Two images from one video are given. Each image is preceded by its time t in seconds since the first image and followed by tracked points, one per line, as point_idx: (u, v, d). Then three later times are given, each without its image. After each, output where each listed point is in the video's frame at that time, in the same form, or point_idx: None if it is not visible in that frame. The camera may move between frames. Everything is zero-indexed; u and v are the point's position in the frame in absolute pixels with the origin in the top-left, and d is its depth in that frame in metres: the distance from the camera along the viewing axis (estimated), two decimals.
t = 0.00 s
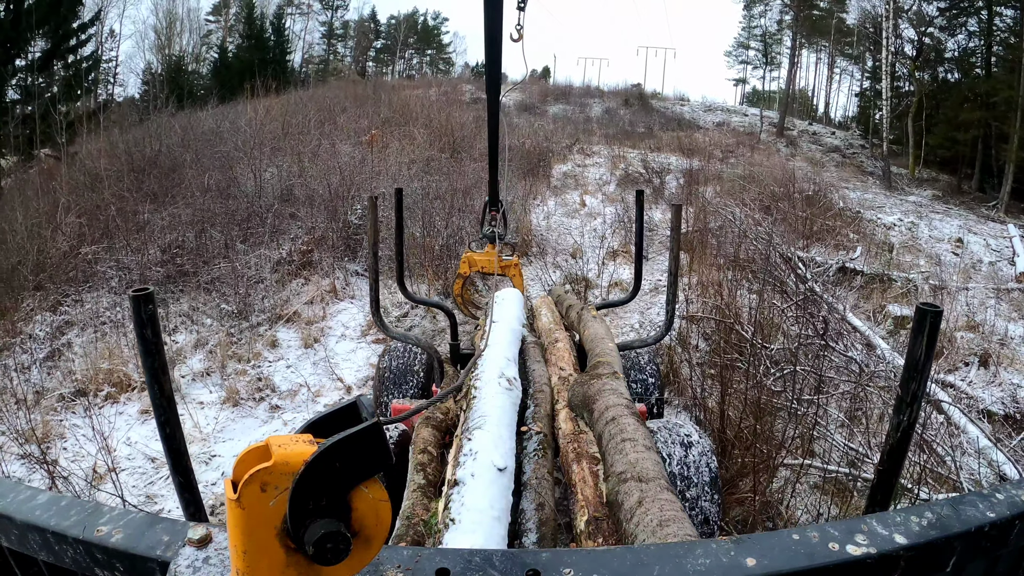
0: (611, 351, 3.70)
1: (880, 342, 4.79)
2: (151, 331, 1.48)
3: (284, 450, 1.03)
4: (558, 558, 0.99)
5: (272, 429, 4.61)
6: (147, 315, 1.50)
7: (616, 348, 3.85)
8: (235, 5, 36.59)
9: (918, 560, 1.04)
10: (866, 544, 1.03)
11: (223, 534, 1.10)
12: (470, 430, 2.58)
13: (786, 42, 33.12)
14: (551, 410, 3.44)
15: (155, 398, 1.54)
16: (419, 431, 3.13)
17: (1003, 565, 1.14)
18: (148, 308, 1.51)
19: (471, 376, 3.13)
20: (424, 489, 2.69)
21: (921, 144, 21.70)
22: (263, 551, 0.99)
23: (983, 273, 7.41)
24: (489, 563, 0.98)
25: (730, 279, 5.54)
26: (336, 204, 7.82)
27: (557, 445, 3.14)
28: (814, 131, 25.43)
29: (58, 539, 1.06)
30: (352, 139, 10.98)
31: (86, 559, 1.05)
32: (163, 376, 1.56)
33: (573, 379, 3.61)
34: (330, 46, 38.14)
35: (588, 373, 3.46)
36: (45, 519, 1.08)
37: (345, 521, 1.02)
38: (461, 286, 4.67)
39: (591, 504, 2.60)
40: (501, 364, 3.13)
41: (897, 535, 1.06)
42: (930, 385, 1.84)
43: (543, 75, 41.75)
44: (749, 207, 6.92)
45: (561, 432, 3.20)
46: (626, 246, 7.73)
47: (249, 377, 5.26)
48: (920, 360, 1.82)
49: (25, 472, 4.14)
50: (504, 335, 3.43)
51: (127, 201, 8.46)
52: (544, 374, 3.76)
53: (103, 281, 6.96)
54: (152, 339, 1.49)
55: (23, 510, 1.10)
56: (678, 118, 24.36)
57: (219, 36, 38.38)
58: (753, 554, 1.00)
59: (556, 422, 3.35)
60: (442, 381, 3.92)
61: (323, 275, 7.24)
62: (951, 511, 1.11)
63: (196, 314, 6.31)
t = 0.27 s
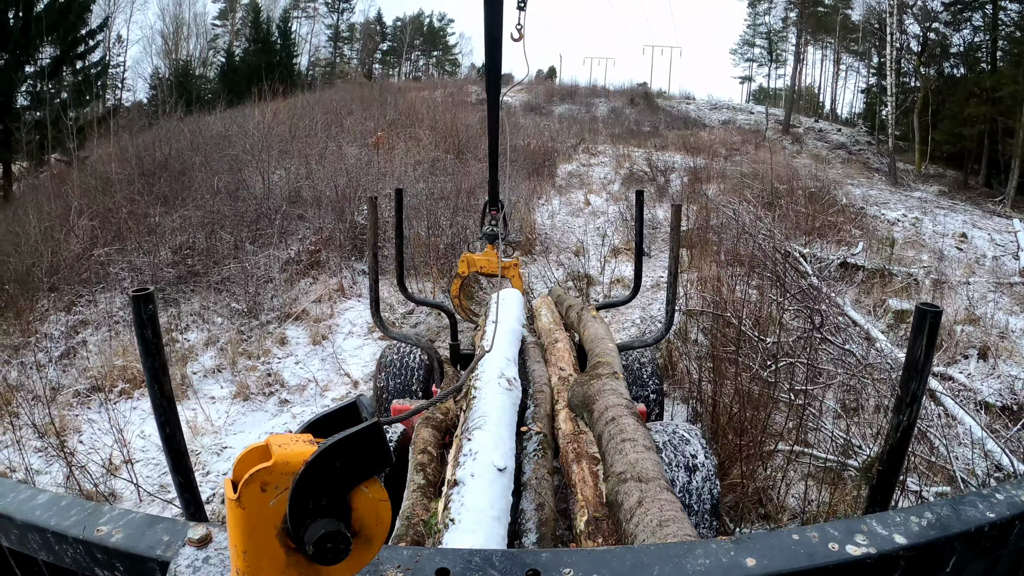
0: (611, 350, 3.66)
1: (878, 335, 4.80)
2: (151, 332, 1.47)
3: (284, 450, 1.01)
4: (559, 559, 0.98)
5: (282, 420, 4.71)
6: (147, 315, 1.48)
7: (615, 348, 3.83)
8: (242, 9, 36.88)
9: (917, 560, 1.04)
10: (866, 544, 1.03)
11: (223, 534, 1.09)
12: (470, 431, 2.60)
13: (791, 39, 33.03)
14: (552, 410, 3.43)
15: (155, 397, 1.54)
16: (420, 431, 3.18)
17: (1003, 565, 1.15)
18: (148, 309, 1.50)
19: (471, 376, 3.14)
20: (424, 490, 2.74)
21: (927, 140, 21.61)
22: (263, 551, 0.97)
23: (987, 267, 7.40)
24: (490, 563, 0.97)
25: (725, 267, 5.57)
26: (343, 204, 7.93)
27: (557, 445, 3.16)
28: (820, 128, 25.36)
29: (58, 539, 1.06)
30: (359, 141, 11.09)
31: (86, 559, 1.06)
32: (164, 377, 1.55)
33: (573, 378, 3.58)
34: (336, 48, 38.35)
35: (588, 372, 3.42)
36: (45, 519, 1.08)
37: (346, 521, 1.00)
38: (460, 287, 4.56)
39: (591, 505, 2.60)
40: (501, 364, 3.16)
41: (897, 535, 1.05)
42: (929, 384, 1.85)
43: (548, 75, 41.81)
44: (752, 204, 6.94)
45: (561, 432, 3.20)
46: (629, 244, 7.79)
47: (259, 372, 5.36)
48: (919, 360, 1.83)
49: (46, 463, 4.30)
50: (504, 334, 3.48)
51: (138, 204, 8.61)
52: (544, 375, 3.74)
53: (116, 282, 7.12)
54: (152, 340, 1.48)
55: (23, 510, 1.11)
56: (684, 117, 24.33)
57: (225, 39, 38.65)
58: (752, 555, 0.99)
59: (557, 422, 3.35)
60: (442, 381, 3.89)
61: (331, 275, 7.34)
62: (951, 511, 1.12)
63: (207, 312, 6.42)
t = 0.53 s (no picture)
0: (611, 350, 3.69)
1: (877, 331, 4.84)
2: (151, 331, 1.45)
3: (284, 450, 1.05)
4: (558, 559, 1.02)
5: (290, 413, 4.81)
6: (147, 315, 1.47)
7: (616, 348, 3.85)
8: (250, 12, 37.13)
9: (916, 560, 1.08)
10: (866, 544, 1.06)
11: (223, 534, 1.13)
12: (470, 430, 2.64)
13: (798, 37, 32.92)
14: (551, 410, 3.41)
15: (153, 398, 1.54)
16: (419, 431, 3.15)
17: (1001, 565, 1.19)
18: (148, 308, 1.48)
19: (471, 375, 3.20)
20: (424, 489, 2.70)
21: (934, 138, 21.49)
22: (263, 551, 1.01)
23: (993, 264, 7.38)
24: (489, 563, 1.00)
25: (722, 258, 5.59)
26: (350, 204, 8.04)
27: (557, 445, 3.13)
28: (827, 127, 25.26)
29: (58, 538, 1.10)
30: (367, 143, 11.18)
31: (86, 559, 1.09)
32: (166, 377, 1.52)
33: (573, 378, 3.59)
34: (344, 50, 38.54)
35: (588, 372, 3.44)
36: (45, 519, 1.12)
37: (346, 521, 1.04)
38: (461, 290, 4.57)
39: (590, 504, 2.56)
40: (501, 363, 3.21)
41: (897, 535, 1.09)
42: (929, 384, 1.85)
43: (556, 76, 41.84)
44: (756, 203, 6.95)
45: (560, 432, 3.17)
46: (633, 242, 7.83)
47: (268, 367, 5.46)
48: (919, 360, 1.85)
49: (65, 449, 4.48)
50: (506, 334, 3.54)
51: (150, 206, 8.74)
52: (544, 374, 3.74)
53: (128, 281, 7.24)
54: (152, 339, 1.45)
55: (22, 510, 1.14)
56: (690, 116, 24.28)
57: (233, 42, 38.90)
58: (752, 555, 1.02)
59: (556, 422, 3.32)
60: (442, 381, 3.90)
61: (339, 273, 7.43)
62: (950, 511, 1.16)
63: (218, 310, 6.52)
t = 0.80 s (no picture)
0: (611, 351, 3.65)
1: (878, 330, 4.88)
2: (150, 331, 1.53)
3: (283, 450, 1.04)
4: (558, 559, 1.04)
5: (300, 405, 4.91)
6: (147, 314, 1.55)
7: (616, 348, 3.82)
8: (261, 13, 37.46)
9: (917, 560, 1.07)
10: (866, 544, 1.06)
11: (222, 534, 1.15)
12: (469, 429, 2.71)
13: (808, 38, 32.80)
14: (551, 410, 3.42)
15: (155, 399, 1.61)
16: (419, 431, 3.16)
17: (1007, 566, 1.17)
18: (148, 307, 1.56)
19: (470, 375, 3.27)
20: (424, 489, 2.73)
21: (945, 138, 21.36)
22: (264, 551, 1.01)
23: (1000, 265, 7.37)
24: (489, 563, 1.03)
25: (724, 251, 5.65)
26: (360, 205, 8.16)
27: (557, 445, 3.13)
28: (837, 128, 25.17)
29: (58, 538, 1.11)
30: (377, 143, 11.28)
31: (86, 559, 1.10)
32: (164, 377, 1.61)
33: (573, 378, 3.59)
34: (354, 51, 38.77)
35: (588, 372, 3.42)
36: (46, 520, 1.13)
37: (346, 521, 1.03)
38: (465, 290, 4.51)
39: (591, 504, 2.54)
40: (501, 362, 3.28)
41: (897, 535, 1.09)
42: (928, 385, 1.92)
43: (565, 77, 41.91)
44: (762, 203, 6.96)
45: (561, 432, 3.17)
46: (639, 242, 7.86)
47: (279, 360, 5.58)
48: (919, 360, 1.91)
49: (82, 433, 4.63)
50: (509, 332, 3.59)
51: (163, 204, 8.90)
52: (544, 374, 3.76)
53: (142, 278, 7.40)
54: (153, 340, 1.53)
55: (23, 510, 1.15)
56: (699, 117, 24.27)
57: (244, 44, 39.23)
58: (752, 555, 1.04)
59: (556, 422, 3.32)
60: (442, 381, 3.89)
61: (347, 270, 7.53)
62: (952, 512, 1.15)
63: (230, 306, 6.66)
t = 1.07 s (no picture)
0: (611, 350, 3.64)
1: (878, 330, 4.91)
2: (150, 331, 1.53)
3: (283, 449, 1.03)
4: (558, 559, 1.01)
5: (310, 395, 5.03)
6: (146, 315, 1.56)
7: (615, 348, 3.81)
8: (273, 13, 37.77)
9: (917, 560, 1.05)
10: (865, 544, 1.04)
11: (223, 534, 1.12)
12: (470, 430, 2.72)
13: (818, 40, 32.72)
14: (552, 409, 3.44)
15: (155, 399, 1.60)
16: (419, 431, 3.21)
17: (1004, 566, 1.14)
18: (147, 308, 1.57)
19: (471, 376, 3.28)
20: (424, 489, 2.78)
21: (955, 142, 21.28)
22: (263, 551, 0.99)
23: (1006, 268, 7.37)
24: (489, 563, 1.00)
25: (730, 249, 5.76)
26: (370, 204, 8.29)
27: (557, 445, 3.16)
28: (846, 130, 25.12)
29: (57, 538, 1.08)
30: (387, 143, 11.39)
31: (86, 559, 1.07)
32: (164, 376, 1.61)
33: (573, 379, 3.61)
34: (365, 51, 39.04)
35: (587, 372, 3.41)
36: (45, 519, 1.10)
37: (346, 521, 1.02)
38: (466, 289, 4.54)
39: (590, 505, 2.57)
40: (501, 364, 3.30)
41: (897, 535, 1.06)
42: (928, 387, 1.93)
43: (574, 78, 42.02)
44: (768, 205, 6.98)
45: (561, 433, 3.19)
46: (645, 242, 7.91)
47: (289, 352, 5.70)
48: (918, 360, 1.93)
49: (99, 421, 4.83)
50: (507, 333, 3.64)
51: (177, 202, 9.05)
52: (544, 374, 3.77)
53: (155, 274, 7.53)
54: (152, 340, 1.53)
55: (23, 510, 1.12)
56: (708, 119, 24.25)
57: (256, 43, 39.55)
58: (751, 555, 1.01)
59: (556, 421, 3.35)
60: (442, 381, 3.93)
61: (357, 268, 7.67)
62: (951, 511, 1.12)
63: (241, 301, 6.77)
